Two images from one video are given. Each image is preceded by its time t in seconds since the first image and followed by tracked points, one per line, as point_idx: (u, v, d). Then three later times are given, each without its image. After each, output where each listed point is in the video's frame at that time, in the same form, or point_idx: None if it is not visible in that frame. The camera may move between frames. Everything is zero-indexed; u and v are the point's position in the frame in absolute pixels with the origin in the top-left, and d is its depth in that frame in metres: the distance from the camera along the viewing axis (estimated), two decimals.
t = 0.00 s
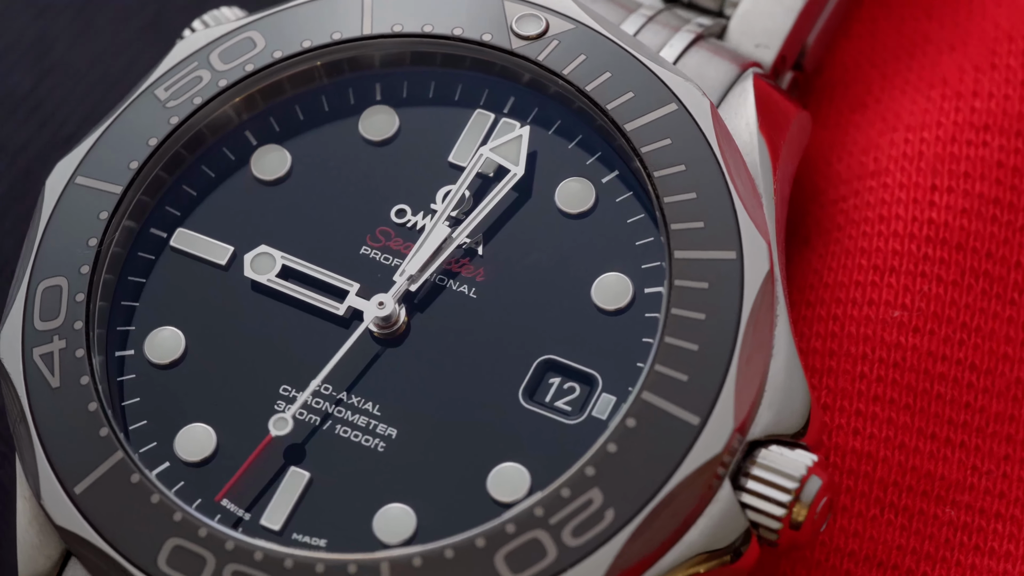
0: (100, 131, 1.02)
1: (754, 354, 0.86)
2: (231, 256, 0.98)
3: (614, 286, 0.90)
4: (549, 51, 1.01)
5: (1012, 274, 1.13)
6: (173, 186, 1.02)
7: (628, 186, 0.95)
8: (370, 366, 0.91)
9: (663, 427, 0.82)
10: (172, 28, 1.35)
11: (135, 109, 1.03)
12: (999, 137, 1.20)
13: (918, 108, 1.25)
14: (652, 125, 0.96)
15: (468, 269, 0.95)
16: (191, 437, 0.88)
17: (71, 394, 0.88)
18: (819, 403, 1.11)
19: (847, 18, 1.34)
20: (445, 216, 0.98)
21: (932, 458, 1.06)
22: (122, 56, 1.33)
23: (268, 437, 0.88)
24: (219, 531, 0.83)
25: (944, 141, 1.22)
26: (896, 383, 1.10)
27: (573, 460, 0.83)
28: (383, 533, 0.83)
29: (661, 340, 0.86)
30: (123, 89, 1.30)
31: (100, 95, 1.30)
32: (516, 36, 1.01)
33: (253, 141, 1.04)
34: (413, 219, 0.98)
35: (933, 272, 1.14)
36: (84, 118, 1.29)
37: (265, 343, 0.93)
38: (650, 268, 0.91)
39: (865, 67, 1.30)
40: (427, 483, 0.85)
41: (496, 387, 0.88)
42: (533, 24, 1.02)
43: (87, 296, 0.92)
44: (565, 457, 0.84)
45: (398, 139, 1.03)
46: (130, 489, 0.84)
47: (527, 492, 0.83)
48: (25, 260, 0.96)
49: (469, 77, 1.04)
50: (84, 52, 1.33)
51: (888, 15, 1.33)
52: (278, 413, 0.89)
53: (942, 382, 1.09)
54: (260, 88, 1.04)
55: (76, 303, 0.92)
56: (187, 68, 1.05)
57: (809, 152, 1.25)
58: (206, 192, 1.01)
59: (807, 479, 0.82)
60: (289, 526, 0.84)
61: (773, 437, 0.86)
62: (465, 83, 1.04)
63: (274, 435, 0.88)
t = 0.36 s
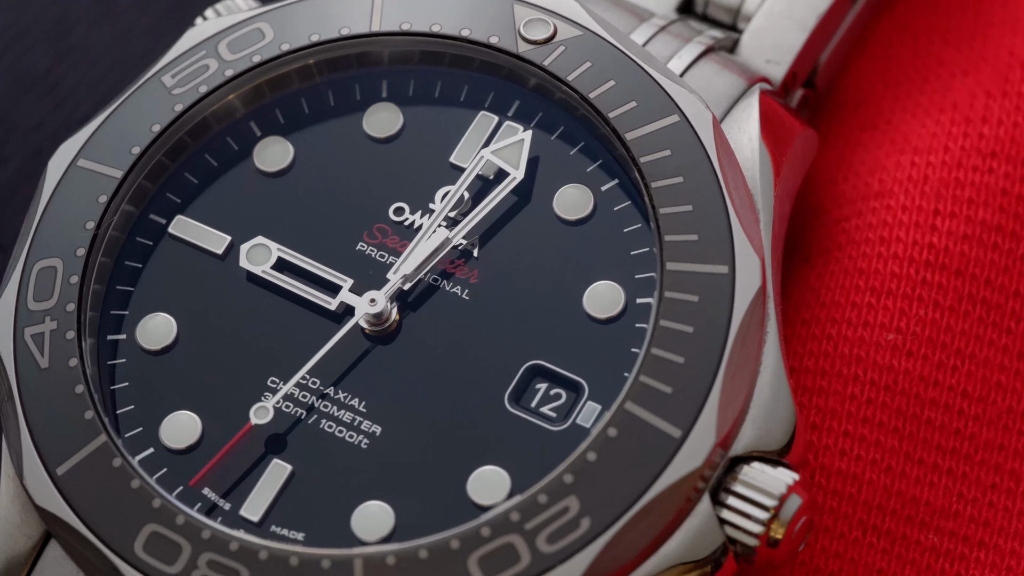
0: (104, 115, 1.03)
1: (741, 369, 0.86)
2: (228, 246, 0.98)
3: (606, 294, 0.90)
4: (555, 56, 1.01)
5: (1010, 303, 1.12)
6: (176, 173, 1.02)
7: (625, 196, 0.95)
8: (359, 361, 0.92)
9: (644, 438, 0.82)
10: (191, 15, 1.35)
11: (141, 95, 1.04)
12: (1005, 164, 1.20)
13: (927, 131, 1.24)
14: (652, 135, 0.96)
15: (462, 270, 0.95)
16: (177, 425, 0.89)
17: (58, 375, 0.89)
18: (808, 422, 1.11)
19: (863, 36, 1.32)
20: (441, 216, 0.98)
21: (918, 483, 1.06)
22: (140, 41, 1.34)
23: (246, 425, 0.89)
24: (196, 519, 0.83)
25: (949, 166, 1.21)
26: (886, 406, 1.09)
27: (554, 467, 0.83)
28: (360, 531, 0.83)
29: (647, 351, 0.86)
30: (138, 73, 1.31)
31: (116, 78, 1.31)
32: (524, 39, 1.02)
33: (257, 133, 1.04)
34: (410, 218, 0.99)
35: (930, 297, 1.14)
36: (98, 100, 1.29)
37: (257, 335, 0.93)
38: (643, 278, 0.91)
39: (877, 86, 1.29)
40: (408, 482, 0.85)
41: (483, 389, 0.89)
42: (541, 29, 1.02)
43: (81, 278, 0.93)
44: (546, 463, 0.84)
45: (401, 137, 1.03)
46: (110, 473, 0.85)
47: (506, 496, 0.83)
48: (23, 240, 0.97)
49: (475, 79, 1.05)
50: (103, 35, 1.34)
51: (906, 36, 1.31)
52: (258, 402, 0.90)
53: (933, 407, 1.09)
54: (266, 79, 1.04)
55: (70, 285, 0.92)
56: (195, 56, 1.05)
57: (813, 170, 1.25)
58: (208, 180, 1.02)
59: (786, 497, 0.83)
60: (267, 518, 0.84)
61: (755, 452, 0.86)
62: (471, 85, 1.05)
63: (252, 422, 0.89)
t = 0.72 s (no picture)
0: (110, 100, 1.04)
1: (726, 383, 0.86)
2: (226, 236, 0.99)
3: (598, 303, 0.90)
4: (561, 62, 1.01)
5: (1007, 330, 1.12)
6: (179, 161, 1.03)
7: (623, 205, 0.95)
8: (349, 356, 0.92)
9: (626, 447, 0.82)
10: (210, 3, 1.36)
11: (148, 81, 1.04)
12: (1010, 191, 1.19)
13: (932, 154, 1.23)
14: (653, 145, 0.96)
15: (457, 271, 0.95)
16: (164, 412, 0.89)
17: (49, 357, 0.89)
18: (796, 439, 1.11)
19: (877, 56, 1.32)
20: (439, 216, 0.98)
21: (903, 506, 1.06)
22: (158, 27, 1.34)
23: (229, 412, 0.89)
24: (176, 507, 0.83)
25: (954, 190, 1.20)
26: (875, 427, 1.09)
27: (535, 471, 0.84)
28: (339, 527, 0.83)
29: (632, 361, 0.86)
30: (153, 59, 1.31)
31: (132, 63, 1.31)
32: (530, 43, 1.02)
33: (262, 124, 1.05)
34: (408, 216, 0.99)
35: (926, 320, 1.13)
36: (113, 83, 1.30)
37: (251, 325, 0.94)
38: (636, 288, 0.91)
39: (889, 105, 1.28)
40: (390, 479, 0.85)
41: (471, 391, 0.89)
42: (548, 34, 1.03)
43: (76, 261, 0.93)
44: (528, 468, 0.84)
45: (405, 135, 1.04)
46: (94, 457, 0.85)
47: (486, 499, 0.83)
48: (21, 221, 0.98)
49: (482, 80, 1.05)
50: (122, 20, 1.35)
51: (919, 58, 1.31)
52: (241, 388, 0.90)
53: (923, 431, 1.09)
54: (272, 71, 1.04)
55: (65, 268, 0.93)
56: (204, 45, 1.06)
57: (817, 187, 1.24)
58: (211, 169, 1.03)
59: (765, 514, 0.83)
60: (247, 509, 0.85)
61: (737, 467, 0.86)
62: (478, 87, 1.05)
63: (235, 409, 0.89)
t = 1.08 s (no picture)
0: (117, 84, 1.04)
1: (711, 398, 0.86)
2: (224, 225, 0.99)
3: (589, 311, 0.91)
4: (566, 68, 1.01)
5: (1001, 359, 1.11)
6: (183, 148, 1.04)
7: (619, 214, 0.95)
8: (339, 350, 0.93)
9: (606, 457, 0.83)
10: None
11: (156, 67, 1.05)
12: (1012, 220, 1.19)
13: (936, 179, 1.23)
14: (652, 156, 0.96)
15: (451, 272, 0.96)
16: (151, 397, 0.90)
17: (40, 337, 0.90)
18: (781, 457, 1.11)
19: (890, 78, 1.31)
20: (436, 216, 0.99)
21: (885, 530, 1.06)
22: (178, 12, 1.35)
23: (211, 398, 0.90)
24: (154, 494, 0.84)
25: (956, 216, 1.20)
26: (862, 449, 1.09)
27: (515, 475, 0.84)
28: (317, 522, 0.83)
29: (617, 371, 0.86)
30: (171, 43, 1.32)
31: (150, 47, 1.32)
32: (538, 48, 1.02)
33: (267, 116, 1.05)
34: (406, 215, 1.00)
35: (920, 344, 1.13)
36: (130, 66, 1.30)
37: (244, 315, 0.94)
38: (628, 297, 0.91)
39: (898, 129, 1.28)
40: (371, 477, 0.86)
41: (457, 392, 0.89)
42: (556, 39, 1.03)
43: (72, 243, 0.94)
44: (509, 472, 0.84)
45: (409, 133, 1.04)
46: (77, 439, 0.86)
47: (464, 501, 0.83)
48: (21, 201, 0.99)
49: (489, 83, 1.05)
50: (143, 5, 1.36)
51: (929, 83, 1.30)
52: (224, 376, 0.91)
53: (910, 456, 1.08)
54: (280, 63, 1.05)
55: (61, 249, 0.94)
56: (213, 33, 1.06)
57: (820, 206, 1.24)
58: (213, 158, 1.03)
59: (743, 530, 0.83)
60: (227, 499, 0.85)
61: (717, 483, 0.86)
62: (484, 89, 1.05)
63: (218, 395, 0.90)
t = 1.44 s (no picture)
0: (125, 68, 1.05)
1: (694, 411, 0.86)
2: (223, 215, 1.00)
3: (579, 318, 0.91)
4: (570, 74, 1.01)
5: (993, 387, 1.11)
6: (187, 136, 1.04)
7: (615, 222, 0.95)
8: (328, 344, 0.93)
9: (586, 465, 0.83)
10: None
11: (164, 53, 1.05)
12: (1014, 248, 1.18)
13: (939, 203, 1.22)
14: (650, 166, 0.96)
15: (445, 272, 0.96)
16: (139, 382, 0.90)
17: (32, 316, 0.91)
18: (766, 474, 1.11)
19: (900, 100, 1.31)
20: (433, 216, 0.99)
21: (866, 552, 1.06)
22: None
23: (193, 377, 0.91)
24: (134, 479, 0.84)
25: (957, 242, 1.19)
26: (848, 471, 1.09)
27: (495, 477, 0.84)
28: (296, 515, 0.84)
29: (602, 379, 0.86)
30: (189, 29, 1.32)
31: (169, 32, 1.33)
32: (544, 52, 1.02)
33: (273, 107, 1.06)
34: (403, 213, 1.00)
35: (913, 368, 1.13)
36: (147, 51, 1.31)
37: (237, 305, 0.95)
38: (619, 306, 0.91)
39: (903, 151, 1.28)
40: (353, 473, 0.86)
41: (444, 392, 0.89)
42: (563, 45, 1.03)
43: (69, 225, 0.95)
44: (489, 474, 0.84)
45: (413, 131, 1.04)
46: (62, 420, 0.86)
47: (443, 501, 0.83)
48: (22, 181, 1.00)
49: (495, 85, 1.05)
50: None
51: (938, 107, 1.30)
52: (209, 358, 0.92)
53: (895, 480, 1.08)
54: (287, 56, 1.05)
55: (58, 231, 0.95)
56: (223, 23, 1.07)
57: (820, 224, 1.24)
58: (216, 147, 1.04)
59: (720, 546, 0.84)
60: (208, 488, 0.86)
61: (695, 496, 0.86)
62: (490, 90, 1.06)
63: (202, 377, 0.91)
